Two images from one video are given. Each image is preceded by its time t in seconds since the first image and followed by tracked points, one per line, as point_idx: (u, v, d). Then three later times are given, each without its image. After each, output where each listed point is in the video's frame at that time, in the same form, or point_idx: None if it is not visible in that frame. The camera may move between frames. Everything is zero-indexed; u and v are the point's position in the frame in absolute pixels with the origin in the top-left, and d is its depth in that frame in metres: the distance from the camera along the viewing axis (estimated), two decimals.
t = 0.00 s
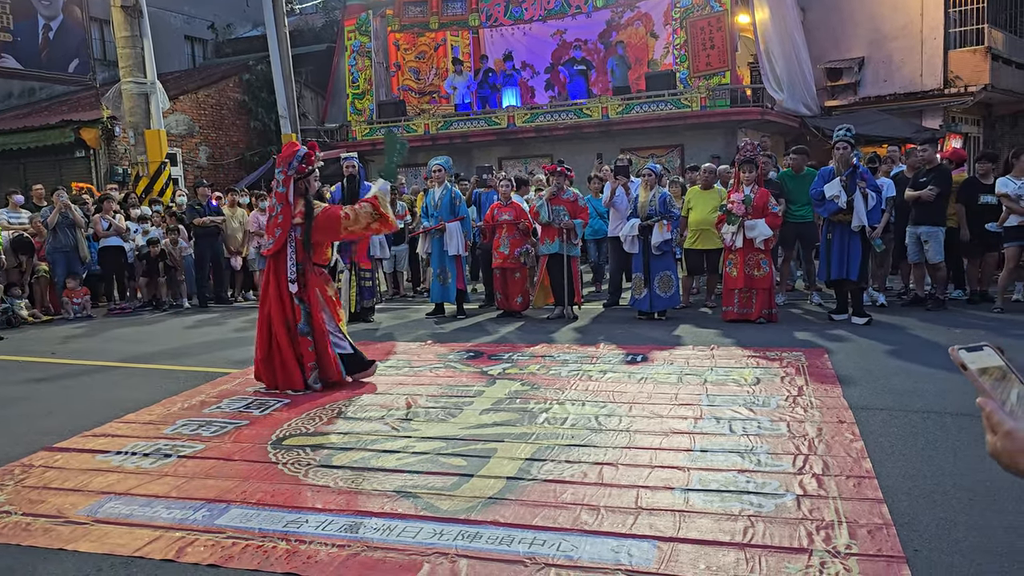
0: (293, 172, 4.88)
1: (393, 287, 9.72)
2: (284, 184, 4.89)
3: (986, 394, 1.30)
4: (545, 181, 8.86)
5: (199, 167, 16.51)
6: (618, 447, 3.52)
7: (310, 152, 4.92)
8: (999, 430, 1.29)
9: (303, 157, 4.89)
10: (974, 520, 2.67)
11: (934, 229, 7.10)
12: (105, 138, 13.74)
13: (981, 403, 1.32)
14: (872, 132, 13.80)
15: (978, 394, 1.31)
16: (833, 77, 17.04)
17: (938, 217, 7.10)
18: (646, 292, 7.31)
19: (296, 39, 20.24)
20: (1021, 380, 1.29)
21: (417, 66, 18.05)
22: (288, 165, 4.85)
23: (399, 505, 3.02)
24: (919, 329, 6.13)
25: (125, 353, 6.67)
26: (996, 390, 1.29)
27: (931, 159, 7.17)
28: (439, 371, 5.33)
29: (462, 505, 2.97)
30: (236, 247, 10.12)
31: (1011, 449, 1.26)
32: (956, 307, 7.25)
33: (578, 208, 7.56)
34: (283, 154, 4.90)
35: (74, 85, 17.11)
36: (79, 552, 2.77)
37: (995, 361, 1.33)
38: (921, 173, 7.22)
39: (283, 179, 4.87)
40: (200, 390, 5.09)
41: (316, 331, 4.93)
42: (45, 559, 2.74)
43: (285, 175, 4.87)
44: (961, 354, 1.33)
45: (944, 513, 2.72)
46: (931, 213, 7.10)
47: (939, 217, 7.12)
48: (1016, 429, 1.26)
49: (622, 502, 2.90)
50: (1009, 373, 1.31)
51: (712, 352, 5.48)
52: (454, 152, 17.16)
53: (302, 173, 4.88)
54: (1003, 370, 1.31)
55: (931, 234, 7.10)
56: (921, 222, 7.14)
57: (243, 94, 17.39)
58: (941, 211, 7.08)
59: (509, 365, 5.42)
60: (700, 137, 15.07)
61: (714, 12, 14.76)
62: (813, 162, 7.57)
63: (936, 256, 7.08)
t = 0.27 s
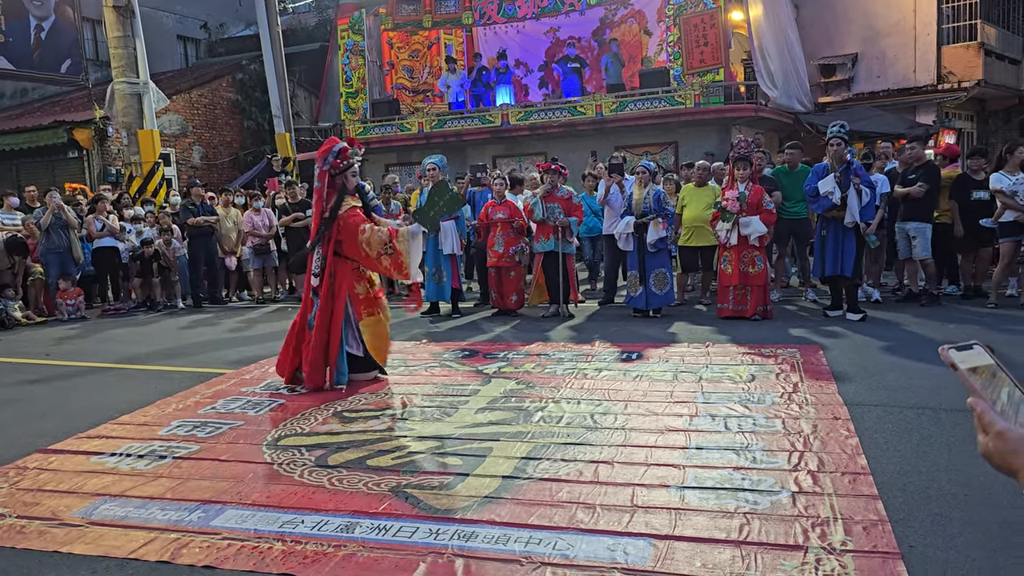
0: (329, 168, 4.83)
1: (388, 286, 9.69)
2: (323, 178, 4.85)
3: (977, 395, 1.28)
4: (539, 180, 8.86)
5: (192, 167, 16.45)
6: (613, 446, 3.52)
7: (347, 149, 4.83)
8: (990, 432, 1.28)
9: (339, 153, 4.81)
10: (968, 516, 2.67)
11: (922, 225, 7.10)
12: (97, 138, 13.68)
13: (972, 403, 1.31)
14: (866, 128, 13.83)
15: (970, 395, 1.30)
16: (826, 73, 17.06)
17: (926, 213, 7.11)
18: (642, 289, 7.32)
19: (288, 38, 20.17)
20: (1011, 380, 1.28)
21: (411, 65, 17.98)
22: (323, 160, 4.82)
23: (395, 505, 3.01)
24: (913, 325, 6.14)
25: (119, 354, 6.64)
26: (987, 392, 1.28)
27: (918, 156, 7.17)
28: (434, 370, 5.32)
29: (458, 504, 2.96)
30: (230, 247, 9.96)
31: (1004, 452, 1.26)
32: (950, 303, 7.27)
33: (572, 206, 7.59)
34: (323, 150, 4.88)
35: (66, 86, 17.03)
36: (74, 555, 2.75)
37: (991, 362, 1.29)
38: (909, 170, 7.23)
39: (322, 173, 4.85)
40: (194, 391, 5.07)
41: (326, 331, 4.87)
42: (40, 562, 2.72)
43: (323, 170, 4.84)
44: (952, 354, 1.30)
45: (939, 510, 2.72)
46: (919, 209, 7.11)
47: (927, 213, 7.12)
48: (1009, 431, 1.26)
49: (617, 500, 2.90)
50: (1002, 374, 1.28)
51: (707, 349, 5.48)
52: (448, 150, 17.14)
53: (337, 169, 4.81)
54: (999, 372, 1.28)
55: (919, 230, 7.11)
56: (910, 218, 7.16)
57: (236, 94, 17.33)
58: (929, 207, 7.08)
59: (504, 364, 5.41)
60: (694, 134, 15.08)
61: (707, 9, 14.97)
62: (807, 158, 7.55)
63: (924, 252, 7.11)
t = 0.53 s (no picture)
0: (373, 164, 4.85)
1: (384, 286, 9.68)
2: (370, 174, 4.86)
3: (976, 392, 1.29)
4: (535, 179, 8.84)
5: (188, 169, 16.42)
6: (611, 444, 3.52)
7: (391, 145, 4.86)
8: (988, 428, 1.28)
9: (383, 150, 4.83)
10: (966, 511, 2.67)
11: (916, 222, 7.12)
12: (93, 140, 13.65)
13: (971, 400, 1.30)
14: (861, 125, 13.86)
15: (968, 391, 1.30)
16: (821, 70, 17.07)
17: (920, 209, 7.12)
18: (639, 288, 7.33)
19: (283, 39, 20.13)
20: (1010, 376, 1.27)
21: (406, 65, 17.99)
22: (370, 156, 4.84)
23: (394, 505, 3.00)
24: (910, 321, 6.16)
25: (116, 356, 6.63)
26: (985, 388, 1.29)
27: (911, 153, 7.18)
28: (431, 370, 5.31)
29: (456, 504, 2.96)
30: (225, 248, 10.03)
31: (1001, 446, 1.26)
32: (945, 299, 7.29)
33: (568, 205, 7.57)
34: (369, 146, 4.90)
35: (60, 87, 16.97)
36: (72, 558, 2.75)
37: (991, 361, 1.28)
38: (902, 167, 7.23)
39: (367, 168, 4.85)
40: (192, 392, 5.06)
41: (355, 325, 4.80)
42: (38, 565, 2.71)
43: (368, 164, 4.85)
44: (950, 351, 1.29)
45: (937, 506, 2.72)
46: (913, 206, 7.12)
47: (921, 210, 7.14)
48: (1008, 428, 1.26)
49: (616, 499, 2.89)
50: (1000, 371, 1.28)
51: (705, 347, 5.48)
52: (444, 150, 17.14)
53: (381, 164, 4.81)
54: (997, 370, 1.27)
55: (914, 226, 7.13)
56: (904, 215, 7.16)
57: (231, 95, 17.29)
58: (923, 203, 7.09)
59: (501, 363, 5.40)
60: (690, 132, 15.10)
61: (702, 6, 14.93)
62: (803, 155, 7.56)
63: (917, 249, 7.13)
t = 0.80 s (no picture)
0: (422, 159, 4.79)
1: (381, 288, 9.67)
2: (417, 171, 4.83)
3: (975, 390, 1.29)
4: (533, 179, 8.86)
5: (183, 172, 16.40)
6: (609, 444, 3.52)
7: (441, 140, 4.73)
8: (987, 425, 1.28)
9: (433, 144, 4.73)
10: (964, 509, 2.67)
11: (912, 219, 7.15)
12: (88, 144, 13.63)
13: (969, 395, 1.31)
14: (856, 123, 13.88)
15: (966, 387, 1.30)
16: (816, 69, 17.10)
17: (916, 207, 7.15)
18: (635, 288, 7.34)
19: (278, 41, 20.11)
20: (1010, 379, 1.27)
21: (401, 66, 17.96)
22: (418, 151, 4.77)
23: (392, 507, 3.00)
24: (906, 319, 6.17)
25: (113, 360, 6.61)
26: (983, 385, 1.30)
27: (904, 151, 7.21)
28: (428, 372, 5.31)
29: (454, 505, 2.96)
30: (222, 251, 10.02)
31: (1000, 441, 1.26)
32: (942, 296, 7.30)
33: (565, 206, 7.61)
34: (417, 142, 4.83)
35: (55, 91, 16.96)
36: (70, 562, 2.74)
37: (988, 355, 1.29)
38: (896, 166, 7.26)
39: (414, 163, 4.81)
40: (189, 396, 5.05)
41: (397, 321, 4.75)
42: (35, 570, 2.70)
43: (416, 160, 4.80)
44: (949, 347, 1.31)
45: (935, 503, 2.72)
46: (908, 204, 7.15)
47: (916, 207, 7.16)
48: (1007, 423, 1.25)
49: (614, 499, 2.89)
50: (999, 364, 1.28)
51: (702, 346, 5.49)
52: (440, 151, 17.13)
53: (428, 160, 4.75)
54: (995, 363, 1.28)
55: (910, 224, 7.15)
56: (901, 213, 7.19)
57: (226, 97, 17.27)
58: (918, 201, 7.11)
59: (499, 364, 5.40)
60: (685, 132, 15.11)
61: (697, 7, 14.95)
62: (799, 155, 7.58)
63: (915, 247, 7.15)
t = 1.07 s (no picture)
0: (474, 160, 4.71)
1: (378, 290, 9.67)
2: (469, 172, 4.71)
3: (970, 389, 1.30)
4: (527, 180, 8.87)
5: (180, 175, 16.38)
6: (607, 445, 3.52)
7: (494, 142, 4.68)
8: (984, 423, 1.28)
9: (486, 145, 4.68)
10: (962, 507, 2.68)
11: (909, 219, 7.17)
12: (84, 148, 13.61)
13: (965, 394, 1.32)
14: (852, 123, 13.91)
15: (962, 385, 1.31)
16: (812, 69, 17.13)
17: (912, 206, 7.17)
18: (631, 288, 7.33)
19: (274, 43, 20.09)
20: (1002, 386, 1.30)
21: (397, 68, 17.98)
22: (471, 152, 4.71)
23: (390, 509, 3.00)
24: (903, 318, 6.18)
25: (110, 363, 6.60)
26: (980, 385, 1.30)
27: (899, 151, 7.24)
28: (426, 373, 5.31)
29: (453, 506, 2.96)
30: (219, 254, 9.99)
31: (996, 441, 1.25)
32: (939, 296, 7.32)
33: (561, 206, 7.58)
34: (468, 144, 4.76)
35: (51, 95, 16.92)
36: (69, 566, 2.73)
37: (982, 355, 1.32)
38: (891, 165, 7.29)
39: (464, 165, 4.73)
40: (187, 399, 5.04)
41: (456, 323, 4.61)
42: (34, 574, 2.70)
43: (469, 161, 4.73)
44: (944, 346, 1.31)
45: (932, 501, 2.73)
46: (905, 203, 7.17)
47: (913, 207, 7.18)
48: (1002, 422, 1.25)
49: (612, 500, 2.90)
50: (986, 363, 1.32)
51: (700, 347, 5.49)
52: (437, 153, 17.13)
53: (482, 160, 4.67)
54: (981, 363, 1.31)
55: (907, 224, 7.17)
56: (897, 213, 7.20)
57: (223, 100, 17.25)
58: (915, 200, 7.14)
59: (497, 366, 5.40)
60: (682, 133, 15.13)
61: (692, 7, 14.98)
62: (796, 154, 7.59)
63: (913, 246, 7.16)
